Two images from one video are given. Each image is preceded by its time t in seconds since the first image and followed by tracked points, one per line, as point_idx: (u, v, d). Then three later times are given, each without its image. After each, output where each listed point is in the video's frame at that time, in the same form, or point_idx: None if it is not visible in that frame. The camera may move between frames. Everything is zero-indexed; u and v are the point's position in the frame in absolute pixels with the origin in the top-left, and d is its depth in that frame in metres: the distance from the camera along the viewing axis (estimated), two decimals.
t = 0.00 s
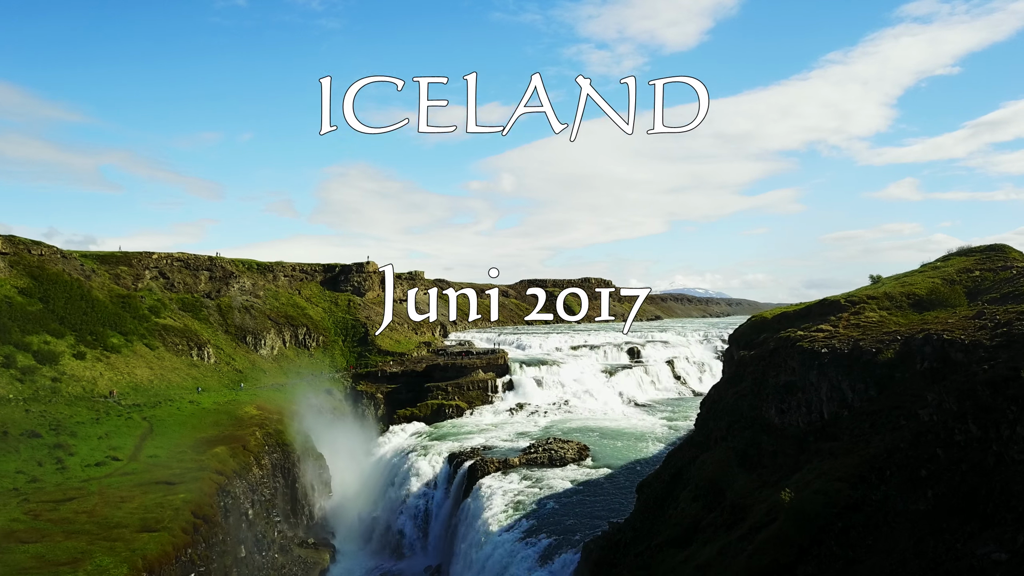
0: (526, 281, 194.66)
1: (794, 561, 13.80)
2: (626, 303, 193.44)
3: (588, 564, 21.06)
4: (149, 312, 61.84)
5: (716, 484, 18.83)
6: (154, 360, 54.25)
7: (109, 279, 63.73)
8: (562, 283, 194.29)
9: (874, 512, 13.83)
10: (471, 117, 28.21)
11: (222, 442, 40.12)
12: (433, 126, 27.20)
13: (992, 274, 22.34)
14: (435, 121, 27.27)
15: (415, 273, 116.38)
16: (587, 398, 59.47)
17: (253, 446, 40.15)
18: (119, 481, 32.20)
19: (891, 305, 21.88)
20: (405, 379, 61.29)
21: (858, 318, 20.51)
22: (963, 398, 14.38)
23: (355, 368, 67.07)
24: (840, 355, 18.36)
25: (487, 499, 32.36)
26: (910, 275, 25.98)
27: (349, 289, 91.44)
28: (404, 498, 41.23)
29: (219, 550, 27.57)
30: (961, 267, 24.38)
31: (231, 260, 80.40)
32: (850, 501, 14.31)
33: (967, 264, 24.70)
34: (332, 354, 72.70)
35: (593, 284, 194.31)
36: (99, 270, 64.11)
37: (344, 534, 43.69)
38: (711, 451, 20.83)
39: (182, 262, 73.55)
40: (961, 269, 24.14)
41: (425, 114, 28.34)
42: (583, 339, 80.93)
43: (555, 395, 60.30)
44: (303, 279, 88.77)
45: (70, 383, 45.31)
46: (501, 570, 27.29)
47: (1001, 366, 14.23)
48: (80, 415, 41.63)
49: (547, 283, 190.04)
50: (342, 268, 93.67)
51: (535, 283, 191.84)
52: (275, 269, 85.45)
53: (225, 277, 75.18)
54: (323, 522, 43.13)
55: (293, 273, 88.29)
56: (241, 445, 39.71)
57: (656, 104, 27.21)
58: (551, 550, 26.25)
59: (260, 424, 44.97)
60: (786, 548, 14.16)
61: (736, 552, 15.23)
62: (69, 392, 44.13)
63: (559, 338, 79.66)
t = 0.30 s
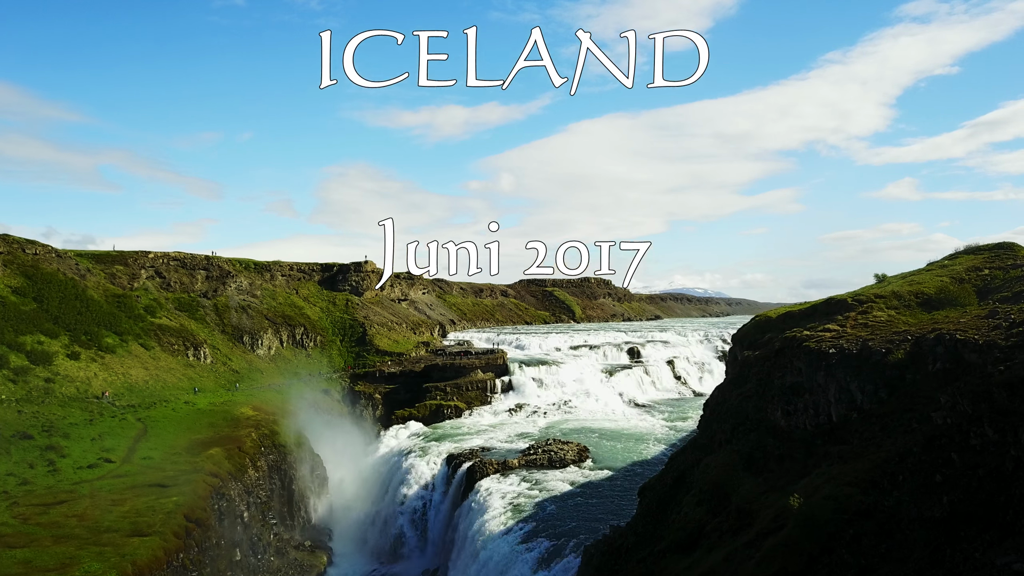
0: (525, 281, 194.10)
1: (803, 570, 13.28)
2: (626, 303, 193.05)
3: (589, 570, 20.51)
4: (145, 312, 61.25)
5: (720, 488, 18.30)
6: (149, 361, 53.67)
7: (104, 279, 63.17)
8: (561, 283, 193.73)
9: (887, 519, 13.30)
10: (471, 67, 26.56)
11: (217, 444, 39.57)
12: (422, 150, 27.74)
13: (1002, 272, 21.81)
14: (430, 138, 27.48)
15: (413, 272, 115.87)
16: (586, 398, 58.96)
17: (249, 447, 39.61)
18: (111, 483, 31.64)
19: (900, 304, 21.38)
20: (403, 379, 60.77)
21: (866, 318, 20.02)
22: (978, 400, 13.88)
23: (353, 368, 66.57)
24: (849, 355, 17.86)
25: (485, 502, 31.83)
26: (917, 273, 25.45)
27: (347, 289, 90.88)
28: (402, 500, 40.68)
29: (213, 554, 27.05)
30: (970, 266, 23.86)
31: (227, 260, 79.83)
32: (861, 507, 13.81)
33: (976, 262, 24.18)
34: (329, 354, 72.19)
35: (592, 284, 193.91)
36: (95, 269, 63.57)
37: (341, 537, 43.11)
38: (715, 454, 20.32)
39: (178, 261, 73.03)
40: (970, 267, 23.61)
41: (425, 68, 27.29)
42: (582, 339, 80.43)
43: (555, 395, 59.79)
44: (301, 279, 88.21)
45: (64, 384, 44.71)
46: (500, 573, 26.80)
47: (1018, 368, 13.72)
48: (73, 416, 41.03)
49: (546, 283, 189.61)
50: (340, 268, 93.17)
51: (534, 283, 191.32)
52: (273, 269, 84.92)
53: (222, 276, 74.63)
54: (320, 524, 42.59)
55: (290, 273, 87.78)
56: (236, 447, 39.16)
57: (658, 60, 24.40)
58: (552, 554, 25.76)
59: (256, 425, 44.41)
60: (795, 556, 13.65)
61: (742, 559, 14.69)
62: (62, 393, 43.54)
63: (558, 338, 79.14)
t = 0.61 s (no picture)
0: (524, 280, 193.56)
1: None
2: (625, 303, 192.56)
3: None
4: (141, 312, 60.69)
5: (725, 492, 17.77)
6: (145, 361, 53.10)
7: (100, 278, 62.62)
8: (560, 282, 193.16)
9: (900, 526, 12.77)
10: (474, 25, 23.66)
11: (212, 445, 39.00)
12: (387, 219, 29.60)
13: (1013, 271, 21.31)
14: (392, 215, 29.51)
15: (412, 272, 115.32)
16: (586, 399, 58.47)
17: (245, 449, 39.08)
18: (104, 486, 31.12)
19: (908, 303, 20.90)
20: (401, 379, 60.26)
21: (874, 317, 19.54)
22: (994, 403, 13.38)
23: (350, 368, 66.13)
24: (858, 356, 17.38)
25: (483, 504, 31.34)
26: (925, 272, 24.95)
27: (345, 288, 90.30)
28: (400, 502, 40.16)
29: (205, 559, 26.53)
30: (979, 264, 23.37)
31: (225, 259, 79.28)
32: (873, 513, 13.29)
33: (985, 260, 23.68)
34: (327, 353, 71.68)
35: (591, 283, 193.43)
36: (90, 269, 63.00)
37: (338, 539, 42.59)
38: (719, 457, 19.81)
39: (174, 261, 72.52)
40: (980, 265, 23.11)
41: (425, 25, 24.57)
42: (582, 339, 79.95)
43: (554, 396, 59.29)
44: (298, 279, 87.67)
45: (58, 384, 44.13)
46: None
47: None
48: (66, 417, 40.44)
49: (545, 283, 189.10)
50: (338, 267, 92.70)
51: (533, 283, 190.76)
52: (270, 268, 84.38)
53: (219, 276, 74.07)
54: (317, 526, 42.07)
55: (288, 272, 87.26)
56: (232, 448, 38.62)
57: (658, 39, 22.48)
58: (552, 558, 25.28)
59: (252, 427, 43.85)
60: (805, 563, 13.14)
61: (749, 567, 14.13)
62: (56, 394, 42.96)
63: (558, 338, 78.66)
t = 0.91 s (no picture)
0: (523, 280, 193.05)
1: None
2: (625, 302, 192.06)
3: None
4: (136, 312, 60.14)
5: (730, 496, 17.23)
6: (139, 361, 52.51)
7: (95, 278, 62.05)
8: (560, 282, 192.63)
9: (915, 534, 12.21)
10: None
11: (206, 447, 38.43)
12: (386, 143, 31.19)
13: None
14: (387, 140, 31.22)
15: (410, 272, 114.79)
16: (586, 399, 57.97)
17: (240, 450, 38.51)
18: (95, 489, 30.57)
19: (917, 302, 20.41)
20: (399, 379, 59.73)
21: (882, 316, 19.05)
22: (1011, 405, 12.84)
23: (348, 368, 65.72)
24: (867, 357, 16.88)
25: (482, 507, 30.81)
26: (932, 271, 24.45)
27: (343, 288, 89.72)
28: (397, 504, 39.60)
29: (197, 563, 25.99)
30: (988, 263, 22.86)
31: (221, 259, 78.71)
32: (885, 521, 12.76)
33: (995, 259, 23.16)
34: (325, 353, 71.15)
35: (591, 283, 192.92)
36: (85, 268, 62.44)
37: (335, 541, 42.04)
38: (724, 460, 19.30)
39: (171, 260, 72.07)
40: (989, 264, 22.59)
41: None
42: (581, 339, 79.43)
43: (554, 396, 58.76)
44: (296, 278, 87.14)
45: (51, 385, 43.53)
46: None
47: None
48: (59, 418, 39.84)
49: (544, 282, 188.54)
50: (336, 267, 92.27)
51: (532, 282, 190.18)
52: (267, 268, 83.89)
53: (216, 275, 73.52)
54: (314, 528, 41.51)
55: (286, 271, 86.78)
56: (227, 450, 38.06)
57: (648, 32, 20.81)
58: (551, 563, 24.76)
59: (248, 428, 43.27)
60: (814, 572, 12.62)
61: None
62: (49, 395, 42.39)
63: (557, 338, 78.14)
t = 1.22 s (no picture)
0: (522, 280, 192.44)
1: None
2: (624, 302, 191.59)
3: None
4: (131, 311, 59.57)
5: (735, 501, 16.70)
6: (134, 362, 51.94)
7: (90, 277, 61.48)
8: (559, 282, 192.16)
9: (932, 543, 11.66)
10: None
11: (201, 448, 37.86)
12: (387, 100, 29.63)
13: None
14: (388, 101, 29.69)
15: (409, 271, 114.21)
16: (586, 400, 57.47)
17: (236, 452, 37.95)
18: (86, 491, 30.02)
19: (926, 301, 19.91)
20: (397, 379, 59.20)
21: (890, 316, 18.58)
22: None
23: (345, 369, 65.16)
24: (877, 358, 16.39)
25: (480, 509, 30.33)
26: (940, 269, 23.95)
27: (340, 288, 89.16)
28: (394, 507, 39.07)
29: (188, 569, 25.41)
30: (997, 261, 22.36)
31: (218, 258, 78.16)
32: (900, 529, 12.22)
33: (1004, 257, 22.66)
34: (322, 353, 70.62)
35: (590, 283, 192.53)
36: (80, 268, 61.87)
37: (331, 544, 41.49)
38: (728, 464, 18.80)
39: (167, 260, 71.53)
40: (998, 262, 22.11)
41: None
42: (581, 339, 78.95)
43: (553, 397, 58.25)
44: (293, 278, 86.58)
45: (43, 385, 42.94)
46: None
47: None
48: (51, 419, 39.25)
49: (543, 283, 188.05)
50: (334, 266, 91.74)
51: (532, 282, 189.60)
52: (264, 267, 83.34)
53: (212, 275, 72.98)
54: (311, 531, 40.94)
55: (283, 271, 86.25)
56: (222, 452, 37.49)
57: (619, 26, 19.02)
58: (551, 567, 24.23)
59: (243, 429, 42.71)
60: None
61: None
62: (41, 396, 41.78)
63: (557, 338, 77.62)
